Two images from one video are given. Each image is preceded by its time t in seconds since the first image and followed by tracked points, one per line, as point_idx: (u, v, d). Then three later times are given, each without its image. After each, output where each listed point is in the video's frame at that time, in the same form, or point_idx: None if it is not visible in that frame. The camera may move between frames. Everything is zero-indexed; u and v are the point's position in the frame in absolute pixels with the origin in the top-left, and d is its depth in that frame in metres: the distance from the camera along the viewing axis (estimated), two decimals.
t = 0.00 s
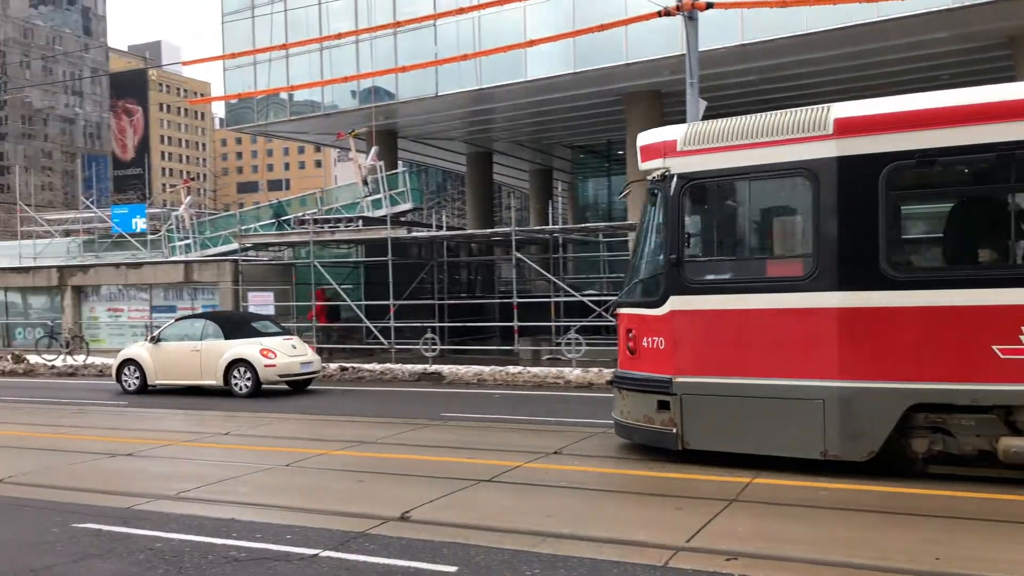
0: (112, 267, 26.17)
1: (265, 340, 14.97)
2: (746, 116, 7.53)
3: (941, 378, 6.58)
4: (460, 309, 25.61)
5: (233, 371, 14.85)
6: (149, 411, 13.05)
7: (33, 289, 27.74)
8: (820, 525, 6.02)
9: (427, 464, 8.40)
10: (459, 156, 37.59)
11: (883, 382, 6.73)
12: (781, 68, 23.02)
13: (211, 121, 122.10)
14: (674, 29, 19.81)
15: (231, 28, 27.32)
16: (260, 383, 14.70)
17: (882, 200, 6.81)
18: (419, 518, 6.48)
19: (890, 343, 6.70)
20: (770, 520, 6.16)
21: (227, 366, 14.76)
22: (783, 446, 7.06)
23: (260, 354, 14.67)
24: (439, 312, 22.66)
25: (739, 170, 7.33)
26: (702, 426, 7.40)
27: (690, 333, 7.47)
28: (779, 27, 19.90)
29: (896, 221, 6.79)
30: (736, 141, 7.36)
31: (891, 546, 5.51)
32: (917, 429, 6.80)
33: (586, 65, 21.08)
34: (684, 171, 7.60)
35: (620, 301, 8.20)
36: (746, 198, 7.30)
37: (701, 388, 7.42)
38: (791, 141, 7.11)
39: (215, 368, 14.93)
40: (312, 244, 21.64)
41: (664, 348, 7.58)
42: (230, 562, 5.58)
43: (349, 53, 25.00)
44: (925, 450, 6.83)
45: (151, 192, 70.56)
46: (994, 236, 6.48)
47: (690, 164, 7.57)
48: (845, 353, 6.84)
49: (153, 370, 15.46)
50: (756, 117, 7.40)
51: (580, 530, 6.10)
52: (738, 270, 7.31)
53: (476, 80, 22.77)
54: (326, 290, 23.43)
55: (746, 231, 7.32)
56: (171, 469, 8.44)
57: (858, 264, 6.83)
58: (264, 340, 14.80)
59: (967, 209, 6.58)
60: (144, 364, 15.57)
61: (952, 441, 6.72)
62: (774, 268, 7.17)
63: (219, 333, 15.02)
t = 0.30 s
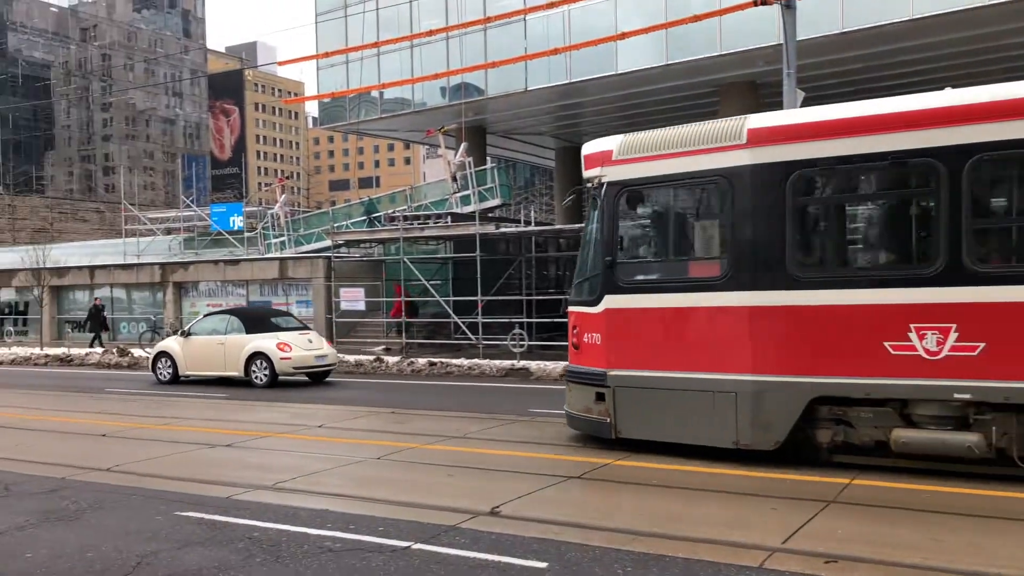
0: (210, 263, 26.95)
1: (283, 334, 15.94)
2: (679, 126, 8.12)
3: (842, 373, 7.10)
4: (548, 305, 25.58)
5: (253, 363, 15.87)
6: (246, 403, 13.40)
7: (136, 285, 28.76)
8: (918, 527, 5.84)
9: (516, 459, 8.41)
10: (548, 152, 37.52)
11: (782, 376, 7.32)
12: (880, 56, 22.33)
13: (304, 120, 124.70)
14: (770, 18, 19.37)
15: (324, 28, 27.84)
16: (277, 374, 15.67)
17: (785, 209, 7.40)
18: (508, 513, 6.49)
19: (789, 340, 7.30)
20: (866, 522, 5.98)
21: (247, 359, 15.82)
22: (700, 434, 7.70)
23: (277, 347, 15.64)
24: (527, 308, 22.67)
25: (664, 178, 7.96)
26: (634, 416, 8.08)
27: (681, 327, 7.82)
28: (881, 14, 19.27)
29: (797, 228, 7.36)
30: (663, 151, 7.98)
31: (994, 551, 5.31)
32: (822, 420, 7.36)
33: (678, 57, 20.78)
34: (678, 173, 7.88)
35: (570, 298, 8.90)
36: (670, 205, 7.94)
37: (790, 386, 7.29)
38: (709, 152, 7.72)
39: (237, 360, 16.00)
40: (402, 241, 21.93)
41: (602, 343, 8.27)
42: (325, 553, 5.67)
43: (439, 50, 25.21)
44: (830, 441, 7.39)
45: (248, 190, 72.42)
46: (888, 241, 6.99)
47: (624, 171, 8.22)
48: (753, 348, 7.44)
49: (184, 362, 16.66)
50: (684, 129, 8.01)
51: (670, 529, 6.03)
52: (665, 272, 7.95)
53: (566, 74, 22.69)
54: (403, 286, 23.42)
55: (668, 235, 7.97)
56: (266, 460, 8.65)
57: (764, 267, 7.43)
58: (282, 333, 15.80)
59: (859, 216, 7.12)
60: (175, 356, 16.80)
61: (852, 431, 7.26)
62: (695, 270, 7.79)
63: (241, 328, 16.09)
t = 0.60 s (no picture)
0: (274, 258, 27.38)
1: (280, 328, 17.32)
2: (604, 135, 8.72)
3: (733, 364, 7.63)
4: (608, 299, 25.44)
5: (254, 355, 17.30)
6: (309, 396, 13.58)
7: (203, 280, 29.34)
8: (990, 528, 5.67)
9: (577, 454, 8.37)
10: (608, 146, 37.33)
11: (680, 368, 7.92)
12: (952, 43, 21.71)
13: (365, 117, 126.00)
14: (840, 5, 18.95)
15: (386, 24, 28.05)
16: (273, 365, 17.05)
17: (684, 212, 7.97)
18: (568, 509, 6.45)
19: (685, 335, 7.89)
20: (937, 522, 5.82)
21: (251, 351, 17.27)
22: (615, 421, 8.34)
23: (274, 340, 17.05)
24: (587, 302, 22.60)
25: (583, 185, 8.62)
26: (561, 404, 8.74)
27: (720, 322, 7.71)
28: None
29: (693, 230, 7.93)
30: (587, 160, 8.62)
31: None
32: (721, 408, 7.92)
33: (745, 47, 20.48)
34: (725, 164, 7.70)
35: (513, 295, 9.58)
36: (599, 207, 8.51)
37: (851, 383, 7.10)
38: (623, 159, 8.35)
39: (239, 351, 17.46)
40: (462, 236, 22.05)
41: (535, 337, 8.94)
42: (387, 545, 5.70)
43: (500, 44, 25.25)
44: (728, 428, 7.92)
45: (311, 187, 73.39)
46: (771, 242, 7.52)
47: (552, 179, 8.87)
48: (657, 342, 8.05)
49: (192, 353, 18.10)
50: (603, 139, 8.63)
51: (733, 526, 5.93)
52: (588, 272, 8.59)
53: (629, 66, 22.51)
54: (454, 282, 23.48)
55: (589, 238, 8.61)
56: (326, 452, 8.74)
57: (666, 267, 8.05)
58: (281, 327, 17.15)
59: (746, 219, 7.66)
60: (184, 348, 18.23)
61: (747, 419, 7.76)
62: (612, 269, 8.42)
63: (243, 323, 17.58)
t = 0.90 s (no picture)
0: (317, 255, 27.58)
1: (267, 324, 18.36)
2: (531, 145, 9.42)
3: (637, 357, 8.27)
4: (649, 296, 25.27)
5: (242, 349, 18.37)
6: (352, 391, 13.69)
7: (248, 277, 29.64)
8: None
9: (620, 451, 8.33)
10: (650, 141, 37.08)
11: (593, 361, 8.59)
12: (1004, 34, 21.24)
13: (407, 114, 126.54)
14: None
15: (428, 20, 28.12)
16: (260, 359, 18.11)
17: (595, 217, 8.65)
18: (610, 505, 6.43)
19: (596, 331, 8.57)
20: (988, 523, 5.70)
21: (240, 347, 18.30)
22: (540, 409, 9.06)
23: (260, 335, 18.09)
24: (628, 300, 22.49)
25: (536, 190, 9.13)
26: (493, 393, 9.48)
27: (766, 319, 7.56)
28: None
29: (603, 234, 8.61)
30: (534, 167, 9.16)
31: None
32: (630, 397, 8.57)
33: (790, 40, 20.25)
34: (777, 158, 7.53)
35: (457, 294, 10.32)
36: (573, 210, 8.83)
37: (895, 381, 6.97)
38: (544, 169, 9.06)
39: (228, 346, 18.55)
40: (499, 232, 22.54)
41: (472, 332, 9.67)
42: (430, 540, 5.71)
43: (542, 40, 25.20)
44: (636, 415, 8.56)
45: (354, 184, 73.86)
46: (669, 245, 8.18)
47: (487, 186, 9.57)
48: (573, 338, 8.73)
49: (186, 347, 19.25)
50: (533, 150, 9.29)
51: (775, 524, 5.87)
52: (518, 272, 9.30)
53: (672, 60, 22.35)
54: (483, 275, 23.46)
55: (518, 241, 9.31)
56: (365, 447, 8.79)
57: (581, 268, 8.74)
58: (268, 323, 18.10)
59: (648, 224, 8.33)
60: (180, 341, 19.38)
61: (652, 407, 8.42)
62: (537, 270, 9.12)
63: (232, 319, 18.62)
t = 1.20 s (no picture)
0: (351, 255, 27.76)
1: (251, 323, 19.47)
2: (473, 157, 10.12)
3: (562, 353, 8.90)
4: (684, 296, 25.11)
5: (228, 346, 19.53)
6: (386, 390, 13.73)
7: (282, 276, 29.89)
8: None
9: (654, 451, 8.29)
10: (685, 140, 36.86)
11: (521, 357, 9.25)
12: None
13: (440, 113, 126.99)
14: None
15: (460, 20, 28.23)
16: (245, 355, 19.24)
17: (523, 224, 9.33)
18: (644, 506, 6.40)
19: (523, 329, 9.23)
20: None
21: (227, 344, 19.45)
22: (475, 400, 9.75)
23: (245, 333, 19.22)
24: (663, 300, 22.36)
25: (544, 189, 9.14)
26: (437, 387, 10.15)
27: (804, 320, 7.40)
28: None
29: (530, 239, 9.29)
30: (541, 165, 9.15)
31: None
32: (556, 390, 9.21)
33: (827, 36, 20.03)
34: (813, 157, 7.38)
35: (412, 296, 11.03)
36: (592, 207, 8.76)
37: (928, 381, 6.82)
38: (481, 179, 9.75)
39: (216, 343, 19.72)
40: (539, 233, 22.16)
41: (420, 331, 10.38)
42: (464, 539, 5.71)
43: (575, 38, 25.16)
44: (561, 407, 9.20)
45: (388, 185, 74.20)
46: (587, 249, 8.82)
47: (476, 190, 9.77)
48: (505, 336, 9.40)
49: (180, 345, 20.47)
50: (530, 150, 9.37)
51: (815, 526, 5.80)
52: (460, 275, 10.00)
53: (706, 58, 22.19)
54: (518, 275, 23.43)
55: (461, 245, 10.00)
56: (398, 447, 8.80)
57: (512, 271, 9.42)
58: (252, 322, 19.24)
59: (571, 230, 8.97)
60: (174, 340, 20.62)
61: (575, 398, 9.06)
62: (476, 273, 9.82)
63: (219, 318, 19.81)
